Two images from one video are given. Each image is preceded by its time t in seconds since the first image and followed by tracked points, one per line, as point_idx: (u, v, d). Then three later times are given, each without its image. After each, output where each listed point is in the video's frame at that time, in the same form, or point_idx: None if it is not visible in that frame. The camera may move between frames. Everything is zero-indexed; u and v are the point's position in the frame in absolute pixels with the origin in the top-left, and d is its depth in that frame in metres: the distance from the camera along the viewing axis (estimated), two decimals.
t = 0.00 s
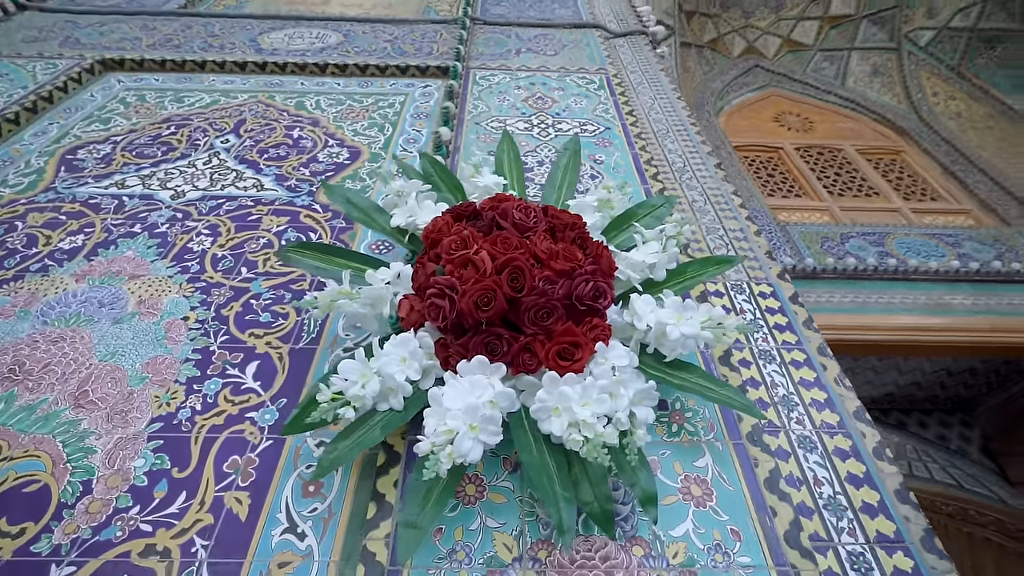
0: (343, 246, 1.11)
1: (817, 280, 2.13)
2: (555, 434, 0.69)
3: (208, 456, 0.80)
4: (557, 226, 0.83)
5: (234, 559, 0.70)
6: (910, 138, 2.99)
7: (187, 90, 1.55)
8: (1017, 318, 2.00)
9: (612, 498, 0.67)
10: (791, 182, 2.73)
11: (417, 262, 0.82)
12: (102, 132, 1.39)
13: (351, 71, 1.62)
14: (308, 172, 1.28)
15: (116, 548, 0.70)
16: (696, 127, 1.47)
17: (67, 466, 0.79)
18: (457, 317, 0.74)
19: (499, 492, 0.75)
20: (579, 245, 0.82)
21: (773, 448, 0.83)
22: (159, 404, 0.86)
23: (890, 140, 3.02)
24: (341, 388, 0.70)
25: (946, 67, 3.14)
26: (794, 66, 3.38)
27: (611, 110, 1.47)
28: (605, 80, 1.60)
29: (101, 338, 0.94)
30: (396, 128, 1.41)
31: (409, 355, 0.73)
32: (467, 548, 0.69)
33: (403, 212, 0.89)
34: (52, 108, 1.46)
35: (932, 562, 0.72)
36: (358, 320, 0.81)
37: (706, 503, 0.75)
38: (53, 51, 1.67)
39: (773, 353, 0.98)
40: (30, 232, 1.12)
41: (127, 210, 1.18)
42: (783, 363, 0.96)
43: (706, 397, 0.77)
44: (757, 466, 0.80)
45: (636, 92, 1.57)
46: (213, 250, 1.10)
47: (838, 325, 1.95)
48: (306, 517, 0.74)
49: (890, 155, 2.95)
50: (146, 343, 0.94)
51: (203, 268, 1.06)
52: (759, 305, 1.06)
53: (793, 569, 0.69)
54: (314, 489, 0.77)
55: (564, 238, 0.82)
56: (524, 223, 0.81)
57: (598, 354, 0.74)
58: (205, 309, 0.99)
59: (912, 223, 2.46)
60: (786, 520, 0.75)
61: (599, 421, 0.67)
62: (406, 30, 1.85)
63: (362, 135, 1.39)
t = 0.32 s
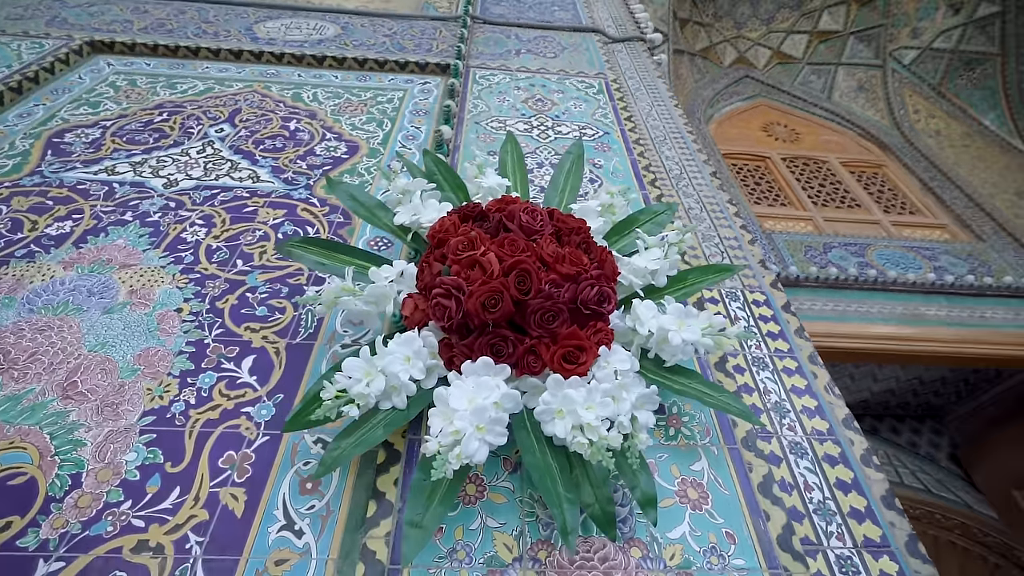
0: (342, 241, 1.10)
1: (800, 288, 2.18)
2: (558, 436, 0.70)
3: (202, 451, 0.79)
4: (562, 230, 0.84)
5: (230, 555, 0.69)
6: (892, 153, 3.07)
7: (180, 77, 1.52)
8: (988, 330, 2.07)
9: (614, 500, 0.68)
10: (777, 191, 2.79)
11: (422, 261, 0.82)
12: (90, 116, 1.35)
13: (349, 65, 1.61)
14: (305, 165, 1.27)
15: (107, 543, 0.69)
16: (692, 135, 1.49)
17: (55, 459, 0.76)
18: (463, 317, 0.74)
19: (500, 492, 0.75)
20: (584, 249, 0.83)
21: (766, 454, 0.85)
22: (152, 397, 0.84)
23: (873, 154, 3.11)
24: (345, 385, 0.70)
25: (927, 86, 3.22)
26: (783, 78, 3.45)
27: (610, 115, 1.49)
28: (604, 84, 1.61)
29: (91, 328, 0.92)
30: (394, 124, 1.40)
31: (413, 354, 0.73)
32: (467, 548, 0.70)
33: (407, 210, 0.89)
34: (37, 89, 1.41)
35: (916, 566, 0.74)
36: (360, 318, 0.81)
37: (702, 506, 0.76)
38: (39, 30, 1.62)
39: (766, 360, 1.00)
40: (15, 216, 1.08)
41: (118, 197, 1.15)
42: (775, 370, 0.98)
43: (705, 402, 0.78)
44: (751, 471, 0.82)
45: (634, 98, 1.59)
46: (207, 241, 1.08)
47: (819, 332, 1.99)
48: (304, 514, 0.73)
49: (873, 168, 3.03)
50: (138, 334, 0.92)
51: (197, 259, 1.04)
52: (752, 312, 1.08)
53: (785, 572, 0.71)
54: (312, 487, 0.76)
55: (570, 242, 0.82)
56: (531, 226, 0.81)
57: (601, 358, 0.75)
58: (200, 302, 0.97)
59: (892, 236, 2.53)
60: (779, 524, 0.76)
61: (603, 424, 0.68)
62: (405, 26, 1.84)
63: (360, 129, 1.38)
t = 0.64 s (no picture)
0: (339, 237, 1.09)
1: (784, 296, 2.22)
2: (560, 438, 0.70)
3: (196, 446, 0.77)
4: (567, 234, 0.84)
5: (225, 553, 0.68)
6: (874, 168, 3.15)
7: (173, 63, 1.49)
8: (962, 343, 2.14)
9: (614, 502, 0.69)
10: (764, 201, 2.84)
11: (426, 261, 0.82)
12: (78, 98, 1.31)
13: (347, 57, 1.60)
14: (302, 157, 1.25)
15: (96, 540, 0.67)
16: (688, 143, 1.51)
17: (41, 451, 0.74)
18: (468, 318, 0.74)
19: (499, 493, 0.75)
20: (587, 253, 0.83)
21: (759, 459, 0.87)
22: (143, 390, 0.82)
23: (856, 168, 3.19)
24: (348, 383, 0.69)
25: (909, 104, 3.32)
26: (771, 90, 3.52)
27: (608, 120, 1.50)
28: (602, 89, 1.63)
29: (79, 317, 0.89)
30: (393, 119, 1.40)
31: (417, 353, 0.73)
32: (467, 548, 0.70)
33: (410, 207, 0.88)
34: (22, 67, 1.36)
35: (901, 571, 0.76)
36: (362, 315, 0.80)
37: (697, 509, 0.78)
38: (25, 6, 1.57)
39: (758, 367, 1.02)
40: None
41: (107, 183, 1.12)
42: (767, 378, 1.00)
43: (703, 407, 0.79)
44: (745, 475, 0.83)
45: (631, 104, 1.60)
46: (201, 231, 1.06)
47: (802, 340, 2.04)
48: (301, 512, 0.73)
49: (856, 182, 3.10)
50: (129, 325, 0.90)
51: (191, 250, 1.02)
52: (745, 320, 1.10)
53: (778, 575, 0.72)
54: (309, 484, 0.76)
55: (574, 246, 0.82)
56: (537, 228, 0.82)
57: (603, 361, 0.75)
58: (193, 293, 0.95)
59: (873, 248, 2.59)
60: (772, 528, 0.78)
61: (605, 427, 0.68)
62: (404, 21, 1.83)
63: (358, 124, 1.37)
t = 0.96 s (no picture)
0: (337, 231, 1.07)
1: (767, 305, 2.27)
2: (561, 440, 0.70)
3: (188, 441, 0.76)
4: (571, 237, 0.85)
5: (219, 551, 0.66)
6: (856, 182, 3.24)
7: (165, 47, 1.45)
8: (934, 355, 2.20)
9: (614, 505, 0.69)
10: (750, 210, 2.89)
11: (430, 259, 0.81)
12: (65, 78, 1.27)
13: (345, 50, 1.58)
14: (298, 149, 1.23)
15: (83, 536, 0.65)
16: (683, 150, 1.53)
17: (25, 443, 0.71)
18: (473, 318, 0.74)
19: (499, 494, 0.76)
20: (591, 257, 0.84)
21: (751, 465, 0.88)
22: (134, 382, 0.80)
23: (838, 182, 3.27)
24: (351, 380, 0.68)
25: (889, 121, 3.41)
26: (759, 102, 3.59)
27: (606, 124, 1.51)
28: (600, 94, 1.64)
29: (66, 306, 0.86)
30: (392, 115, 1.39)
31: (420, 352, 0.72)
32: (467, 549, 0.69)
33: (414, 205, 0.88)
34: (5, 42, 1.31)
35: None
36: (364, 313, 0.80)
37: (693, 513, 0.78)
38: None
39: (750, 374, 1.04)
40: None
41: (96, 168, 1.08)
42: (759, 385, 1.02)
43: (700, 413, 0.80)
44: (739, 480, 0.85)
45: (628, 110, 1.61)
46: (194, 221, 1.03)
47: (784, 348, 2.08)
48: (297, 510, 0.71)
49: (837, 196, 3.19)
50: (118, 315, 0.87)
51: (183, 240, 0.99)
52: (738, 328, 1.12)
53: None
54: (305, 482, 0.74)
55: (579, 249, 0.83)
56: (542, 230, 0.82)
57: (605, 365, 0.75)
58: (186, 284, 0.93)
59: (852, 261, 2.66)
60: (764, 533, 0.79)
61: (608, 431, 0.68)
62: (403, 16, 1.82)
63: (356, 118, 1.36)
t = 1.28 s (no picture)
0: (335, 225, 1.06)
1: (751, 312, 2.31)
2: (563, 443, 0.70)
3: (180, 437, 0.74)
4: (576, 240, 0.85)
5: (212, 550, 0.64)
6: (837, 196, 3.32)
7: (157, 30, 1.42)
8: (907, 366, 2.26)
9: (614, 509, 0.69)
10: (735, 219, 2.94)
11: (434, 257, 0.80)
12: (51, 56, 1.23)
13: (343, 42, 1.56)
14: (295, 141, 1.21)
15: (70, 533, 0.62)
16: (678, 157, 1.55)
17: (8, 435, 0.68)
18: (478, 318, 0.73)
19: (498, 496, 0.75)
20: (595, 261, 0.84)
21: (744, 470, 0.89)
22: (124, 374, 0.77)
23: (820, 195, 3.35)
24: (354, 378, 0.67)
25: (870, 137, 3.50)
26: (746, 113, 3.68)
27: (604, 129, 1.52)
28: (598, 98, 1.65)
29: (52, 293, 0.83)
30: (390, 110, 1.38)
31: (424, 351, 0.71)
32: (465, 551, 0.69)
33: (417, 203, 0.87)
34: None
35: None
36: (365, 310, 0.79)
37: (688, 518, 0.79)
38: None
39: (743, 381, 1.06)
40: None
41: (84, 151, 1.05)
42: (751, 392, 1.04)
43: (698, 418, 0.80)
44: (732, 486, 0.86)
45: (625, 115, 1.63)
46: (187, 209, 1.00)
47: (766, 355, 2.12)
48: (292, 508, 0.70)
49: (819, 208, 3.26)
50: (107, 305, 0.84)
51: (176, 229, 0.97)
52: (731, 335, 1.14)
53: None
54: (301, 480, 0.73)
55: (583, 252, 0.83)
56: (548, 233, 0.82)
57: (607, 369, 0.76)
58: (178, 275, 0.91)
59: (832, 272, 2.73)
60: (756, 538, 0.80)
61: (611, 434, 0.69)
62: (402, 11, 1.81)
63: (353, 111, 1.34)
